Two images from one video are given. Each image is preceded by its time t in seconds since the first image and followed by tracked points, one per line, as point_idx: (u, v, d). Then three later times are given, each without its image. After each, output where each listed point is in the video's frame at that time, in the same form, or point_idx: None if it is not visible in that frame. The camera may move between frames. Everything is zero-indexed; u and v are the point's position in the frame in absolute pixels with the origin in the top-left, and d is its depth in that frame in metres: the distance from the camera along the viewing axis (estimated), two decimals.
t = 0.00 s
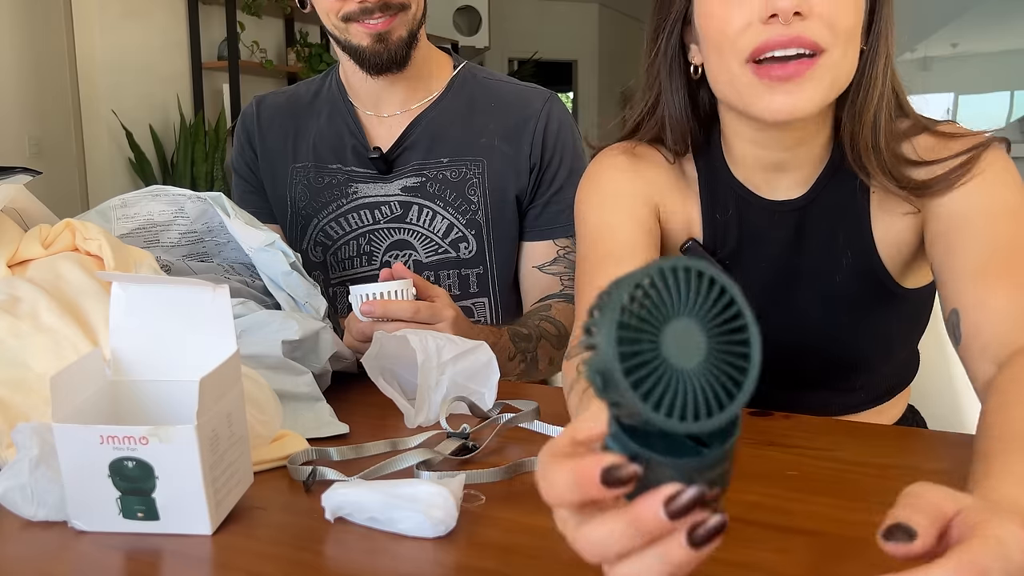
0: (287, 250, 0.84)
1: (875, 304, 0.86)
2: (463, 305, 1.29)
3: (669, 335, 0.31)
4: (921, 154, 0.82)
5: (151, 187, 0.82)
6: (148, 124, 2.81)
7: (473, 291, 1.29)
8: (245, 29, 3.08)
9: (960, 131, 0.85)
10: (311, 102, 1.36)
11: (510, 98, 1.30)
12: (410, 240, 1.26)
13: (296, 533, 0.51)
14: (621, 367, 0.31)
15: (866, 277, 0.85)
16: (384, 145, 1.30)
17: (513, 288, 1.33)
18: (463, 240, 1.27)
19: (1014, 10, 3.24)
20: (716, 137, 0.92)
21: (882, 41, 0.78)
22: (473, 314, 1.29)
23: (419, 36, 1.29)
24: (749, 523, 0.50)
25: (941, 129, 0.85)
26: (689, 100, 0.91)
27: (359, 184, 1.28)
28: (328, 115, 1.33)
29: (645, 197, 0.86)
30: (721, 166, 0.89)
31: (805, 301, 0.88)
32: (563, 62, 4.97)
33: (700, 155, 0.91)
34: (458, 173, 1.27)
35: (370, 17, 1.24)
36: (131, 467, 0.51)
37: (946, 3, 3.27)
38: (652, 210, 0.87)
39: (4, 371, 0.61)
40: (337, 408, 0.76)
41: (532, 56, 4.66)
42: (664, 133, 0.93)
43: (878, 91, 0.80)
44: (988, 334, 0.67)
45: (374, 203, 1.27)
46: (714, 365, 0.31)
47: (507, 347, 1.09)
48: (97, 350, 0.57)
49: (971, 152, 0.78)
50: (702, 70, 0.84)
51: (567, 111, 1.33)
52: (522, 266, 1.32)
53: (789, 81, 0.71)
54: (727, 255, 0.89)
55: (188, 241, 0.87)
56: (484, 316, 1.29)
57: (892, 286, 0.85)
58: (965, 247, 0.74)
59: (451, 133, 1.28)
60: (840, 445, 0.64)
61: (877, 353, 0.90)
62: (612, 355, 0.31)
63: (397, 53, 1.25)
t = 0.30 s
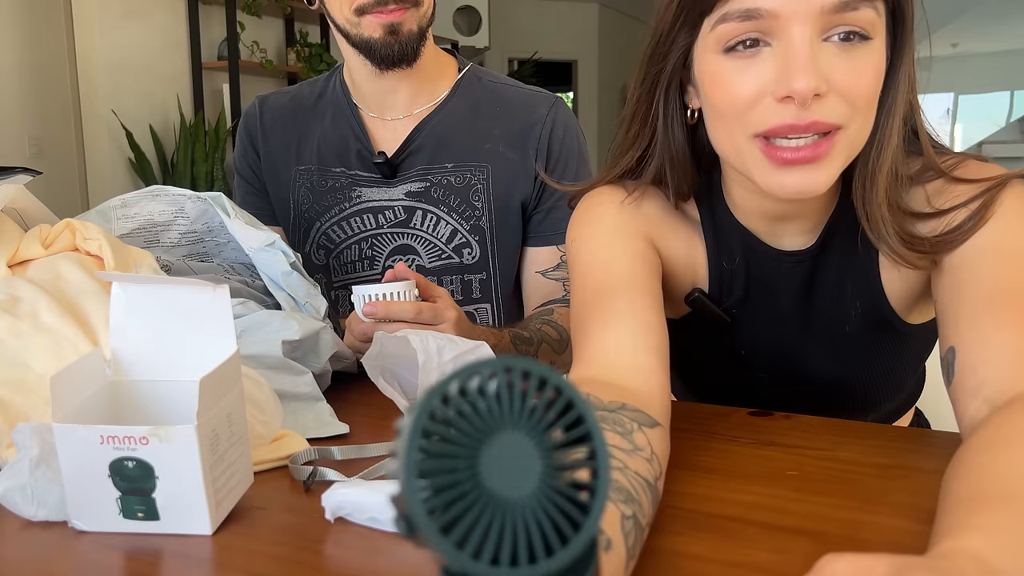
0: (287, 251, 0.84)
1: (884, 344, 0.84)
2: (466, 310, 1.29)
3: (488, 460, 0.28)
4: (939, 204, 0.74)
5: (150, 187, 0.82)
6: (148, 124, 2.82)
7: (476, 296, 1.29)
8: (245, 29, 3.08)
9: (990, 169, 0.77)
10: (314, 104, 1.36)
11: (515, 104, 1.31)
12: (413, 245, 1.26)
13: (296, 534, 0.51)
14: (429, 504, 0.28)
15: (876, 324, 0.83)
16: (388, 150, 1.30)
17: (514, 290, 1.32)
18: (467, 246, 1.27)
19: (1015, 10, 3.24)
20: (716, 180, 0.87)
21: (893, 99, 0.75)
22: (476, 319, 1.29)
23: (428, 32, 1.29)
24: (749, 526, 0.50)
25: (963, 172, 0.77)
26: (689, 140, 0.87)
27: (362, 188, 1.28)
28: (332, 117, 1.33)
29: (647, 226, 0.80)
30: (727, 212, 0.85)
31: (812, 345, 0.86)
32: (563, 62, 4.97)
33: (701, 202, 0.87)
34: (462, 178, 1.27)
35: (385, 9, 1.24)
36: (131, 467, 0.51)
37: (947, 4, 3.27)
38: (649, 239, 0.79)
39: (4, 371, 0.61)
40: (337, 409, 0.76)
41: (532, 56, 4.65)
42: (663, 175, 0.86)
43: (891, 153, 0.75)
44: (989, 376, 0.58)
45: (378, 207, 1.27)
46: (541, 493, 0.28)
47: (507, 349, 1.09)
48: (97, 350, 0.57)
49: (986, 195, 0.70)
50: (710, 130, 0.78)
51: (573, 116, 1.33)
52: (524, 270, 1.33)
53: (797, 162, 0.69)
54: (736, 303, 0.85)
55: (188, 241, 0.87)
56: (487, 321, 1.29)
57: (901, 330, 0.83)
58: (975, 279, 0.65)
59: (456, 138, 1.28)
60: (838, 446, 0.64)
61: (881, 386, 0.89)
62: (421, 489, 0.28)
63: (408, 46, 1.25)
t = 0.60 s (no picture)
0: (287, 251, 0.84)
1: (883, 350, 0.84)
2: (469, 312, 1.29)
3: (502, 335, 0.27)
4: (939, 213, 0.74)
5: (149, 187, 0.82)
6: (148, 124, 2.82)
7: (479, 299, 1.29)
8: (245, 28, 3.08)
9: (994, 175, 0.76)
10: (318, 103, 1.36)
11: (522, 105, 1.31)
12: (417, 246, 1.26)
13: (295, 534, 0.51)
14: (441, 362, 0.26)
15: (876, 329, 0.83)
16: (394, 150, 1.31)
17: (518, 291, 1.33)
18: (471, 249, 1.28)
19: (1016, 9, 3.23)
20: (717, 182, 0.87)
21: (899, 115, 0.74)
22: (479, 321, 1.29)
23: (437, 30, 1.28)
24: (746, 524, 0.50)
25: (967, 179, 0.76)
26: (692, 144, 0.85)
27: (367, 188, 1.27)
28: (337, 116, 1.33)
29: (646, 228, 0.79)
30: (725, 216, 0.84)
31: (811, 350, 0.86)
32: (563, 61, 4.97)
33: (701, 204, 0.86)
34: (468, 180, 1.27)
35: (394, 5, 1.23)
36: (130, 468, 0.51)
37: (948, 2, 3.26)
38: (648, 240, 0.78)
39: (3, 371, 0.61)
40: (337, 409, 0.77)
41: (532, 56, 4.63)
42: (663, 178, 0.85)
43: (894, 170, 0.75)
44: (991, 380, 0.57)
45: (383, 207, 1.27)
46: (555, 371, 0.27)
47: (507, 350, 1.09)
48: (96, 350, 0.56)
49: (983, 203, 0.69)
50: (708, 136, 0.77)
51: (579, 115, 1.34)
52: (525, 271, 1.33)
53: (788, 186, 0.70)
54: (735, 308, 0.85)
55: (187, 241, 0.87)
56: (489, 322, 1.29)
57: (902, 335, 0.83)
58: (976, 282, 0.65)
59: (462, 140, 1.28)
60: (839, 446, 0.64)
61: (878, 392, 0.89)
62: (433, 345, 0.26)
63: (415, 44, 1.25)
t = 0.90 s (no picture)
0: (287, 250, 0.84)
1: (879, 348, 0.84)
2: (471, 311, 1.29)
3: (503, 296, 0.28)
4: (935, 211, 0.74)
5: (149, 187, 0.82)
6: (148, 124, 2.82)
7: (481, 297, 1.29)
8: (245, 28, 3.08)
9: (993, 173, 0.75)
10: (322, 102, 1.35)
11: (527, 106, 1.30)
12: (421, 246, 1.26)
13: (295, 534, 0.51)
14: (455, 323, 0.27)
15: (872, 328, 0.83)
16: (398, 149, 1.31)
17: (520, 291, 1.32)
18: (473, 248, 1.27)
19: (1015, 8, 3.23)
20: (713, 179, 0.86)
21: (893, 118, 0.74)
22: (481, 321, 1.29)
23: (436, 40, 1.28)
24: (746, 525, 0.50)
25: (966, 177, 0.75)
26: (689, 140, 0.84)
27: (370, 188, 1.28)
28: (341, 115, 1.33)
29: (644, 227, 0.79)
30: (722, 217, 0.84)
31: (807, 349, 0.86)
32: (563, 61, 4.97)
33: (699, 202, 0.86)
34: (471, 180, 1.27)
35: (392, 14, 1.23)
36: (130, 468, 0.51)
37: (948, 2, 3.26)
38: (646, 240, 0.79)
39: (3, 371, 0.61)
40: (337, 409, 0.76)
41: (532, 55, 4.64)
42: (660, 177, 0.85)
43: (889, 172, 0.74)
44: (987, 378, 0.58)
45: (386, 207, 1.27)
46: (556, 325, 0.29)
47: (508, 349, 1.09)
48: (96, 350, 0.56)
49: (980, 200, 0.69)
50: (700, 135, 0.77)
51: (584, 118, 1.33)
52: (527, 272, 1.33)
53: (775, 181, 0.69)
54: (731, 309, 0.85)
55: (187, 241, 0.86)
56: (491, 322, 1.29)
57: (898, 333, 0.83)
58: (972, 280, 0.65)
59: (465, 140, 1.28)
60: (839, 446, 0.64)
61: (876, 390, 0.89)
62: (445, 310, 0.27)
63: (413, 53, 1.25)
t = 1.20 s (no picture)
0: (287, 250, 0.84)
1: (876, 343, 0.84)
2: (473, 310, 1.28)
3: (513, 324, 0.25)
4: (923, 210, 0.73)
5: (149, 187, 0.82)
6: (148, 124, 2.83)
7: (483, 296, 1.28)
8: (245, 28, 3.08)
9: (1000, 182, 0.73)
10: (321, 103, 1.35)
11: (525, 104, 1.30)
12: (421, 244, 1.26)
13: (295, 534, 0.51)
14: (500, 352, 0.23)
15: (862, 321, 0.83)
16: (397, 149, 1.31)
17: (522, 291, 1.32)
18: (474, 245, 1.27)
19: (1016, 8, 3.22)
20: (717, 176, 0.86)
21: (893, 117, 0.73)
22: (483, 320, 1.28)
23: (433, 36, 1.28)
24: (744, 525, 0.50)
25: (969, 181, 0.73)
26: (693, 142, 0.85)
27: (370, 188, 1.28)
28: (341, 116, 1.33)
29: (644, 226, 0.79)
30: (723, 215, 0.84)
31: (803, 347, 0.86)
32: (563, 61, 4.97)
33: (701, 200, 0.86)
34: (470, 177, 1.27)
35: (390, 10, 1.23)
36: (130, 468, 0.51)
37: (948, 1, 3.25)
38: (647, 243, 0.78)
39: (3, 371, 0.61)
40: (337, 409, 0.76)
41: (532, 56, 4.63)
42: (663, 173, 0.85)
43: (878, 167, 0.74)
44: (896, 372, 0.57)
45: (386, 206, 1.27)
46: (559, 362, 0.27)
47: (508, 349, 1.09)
48: (96, 350, 0.56)
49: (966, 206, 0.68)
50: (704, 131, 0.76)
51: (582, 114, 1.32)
52: (529, 270, 1.32)
53: (781, 174, 0.68)
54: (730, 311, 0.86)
55: (187, 241, 0.86)
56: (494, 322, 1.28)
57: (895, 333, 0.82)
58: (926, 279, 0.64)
59: (463, 139, 1.28)
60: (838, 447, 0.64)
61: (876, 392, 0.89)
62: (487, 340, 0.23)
63: (411, 49, 1.25)
